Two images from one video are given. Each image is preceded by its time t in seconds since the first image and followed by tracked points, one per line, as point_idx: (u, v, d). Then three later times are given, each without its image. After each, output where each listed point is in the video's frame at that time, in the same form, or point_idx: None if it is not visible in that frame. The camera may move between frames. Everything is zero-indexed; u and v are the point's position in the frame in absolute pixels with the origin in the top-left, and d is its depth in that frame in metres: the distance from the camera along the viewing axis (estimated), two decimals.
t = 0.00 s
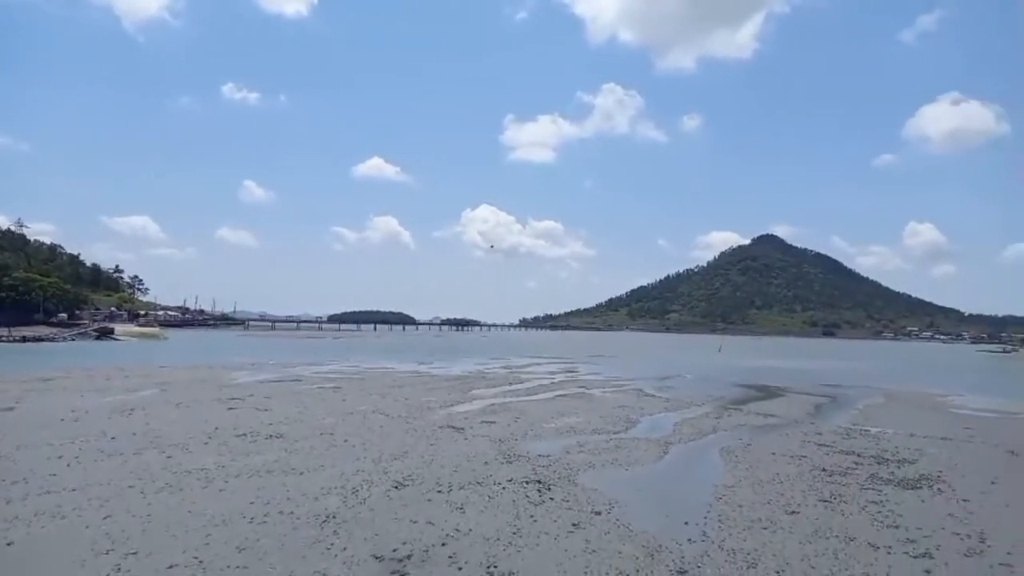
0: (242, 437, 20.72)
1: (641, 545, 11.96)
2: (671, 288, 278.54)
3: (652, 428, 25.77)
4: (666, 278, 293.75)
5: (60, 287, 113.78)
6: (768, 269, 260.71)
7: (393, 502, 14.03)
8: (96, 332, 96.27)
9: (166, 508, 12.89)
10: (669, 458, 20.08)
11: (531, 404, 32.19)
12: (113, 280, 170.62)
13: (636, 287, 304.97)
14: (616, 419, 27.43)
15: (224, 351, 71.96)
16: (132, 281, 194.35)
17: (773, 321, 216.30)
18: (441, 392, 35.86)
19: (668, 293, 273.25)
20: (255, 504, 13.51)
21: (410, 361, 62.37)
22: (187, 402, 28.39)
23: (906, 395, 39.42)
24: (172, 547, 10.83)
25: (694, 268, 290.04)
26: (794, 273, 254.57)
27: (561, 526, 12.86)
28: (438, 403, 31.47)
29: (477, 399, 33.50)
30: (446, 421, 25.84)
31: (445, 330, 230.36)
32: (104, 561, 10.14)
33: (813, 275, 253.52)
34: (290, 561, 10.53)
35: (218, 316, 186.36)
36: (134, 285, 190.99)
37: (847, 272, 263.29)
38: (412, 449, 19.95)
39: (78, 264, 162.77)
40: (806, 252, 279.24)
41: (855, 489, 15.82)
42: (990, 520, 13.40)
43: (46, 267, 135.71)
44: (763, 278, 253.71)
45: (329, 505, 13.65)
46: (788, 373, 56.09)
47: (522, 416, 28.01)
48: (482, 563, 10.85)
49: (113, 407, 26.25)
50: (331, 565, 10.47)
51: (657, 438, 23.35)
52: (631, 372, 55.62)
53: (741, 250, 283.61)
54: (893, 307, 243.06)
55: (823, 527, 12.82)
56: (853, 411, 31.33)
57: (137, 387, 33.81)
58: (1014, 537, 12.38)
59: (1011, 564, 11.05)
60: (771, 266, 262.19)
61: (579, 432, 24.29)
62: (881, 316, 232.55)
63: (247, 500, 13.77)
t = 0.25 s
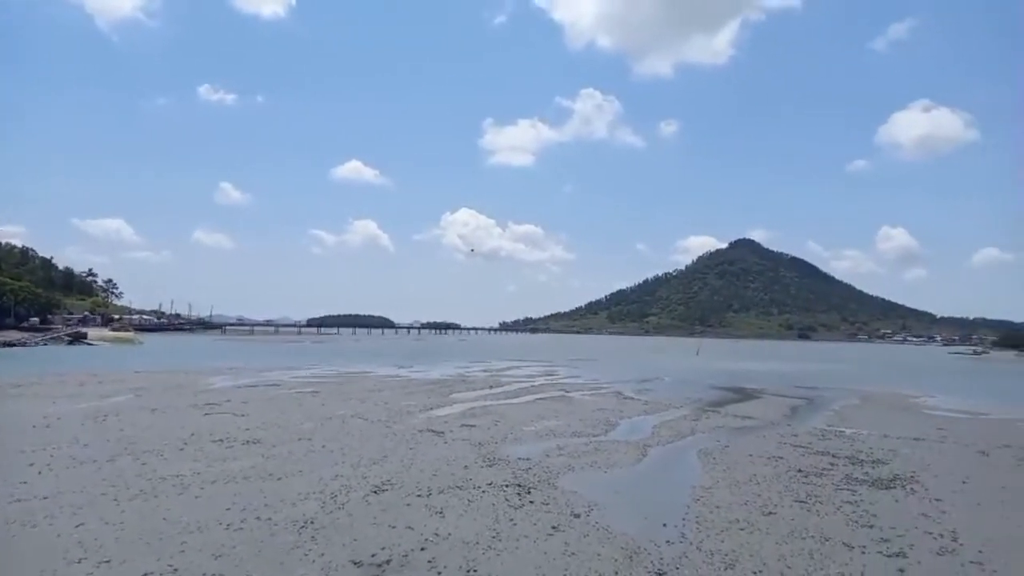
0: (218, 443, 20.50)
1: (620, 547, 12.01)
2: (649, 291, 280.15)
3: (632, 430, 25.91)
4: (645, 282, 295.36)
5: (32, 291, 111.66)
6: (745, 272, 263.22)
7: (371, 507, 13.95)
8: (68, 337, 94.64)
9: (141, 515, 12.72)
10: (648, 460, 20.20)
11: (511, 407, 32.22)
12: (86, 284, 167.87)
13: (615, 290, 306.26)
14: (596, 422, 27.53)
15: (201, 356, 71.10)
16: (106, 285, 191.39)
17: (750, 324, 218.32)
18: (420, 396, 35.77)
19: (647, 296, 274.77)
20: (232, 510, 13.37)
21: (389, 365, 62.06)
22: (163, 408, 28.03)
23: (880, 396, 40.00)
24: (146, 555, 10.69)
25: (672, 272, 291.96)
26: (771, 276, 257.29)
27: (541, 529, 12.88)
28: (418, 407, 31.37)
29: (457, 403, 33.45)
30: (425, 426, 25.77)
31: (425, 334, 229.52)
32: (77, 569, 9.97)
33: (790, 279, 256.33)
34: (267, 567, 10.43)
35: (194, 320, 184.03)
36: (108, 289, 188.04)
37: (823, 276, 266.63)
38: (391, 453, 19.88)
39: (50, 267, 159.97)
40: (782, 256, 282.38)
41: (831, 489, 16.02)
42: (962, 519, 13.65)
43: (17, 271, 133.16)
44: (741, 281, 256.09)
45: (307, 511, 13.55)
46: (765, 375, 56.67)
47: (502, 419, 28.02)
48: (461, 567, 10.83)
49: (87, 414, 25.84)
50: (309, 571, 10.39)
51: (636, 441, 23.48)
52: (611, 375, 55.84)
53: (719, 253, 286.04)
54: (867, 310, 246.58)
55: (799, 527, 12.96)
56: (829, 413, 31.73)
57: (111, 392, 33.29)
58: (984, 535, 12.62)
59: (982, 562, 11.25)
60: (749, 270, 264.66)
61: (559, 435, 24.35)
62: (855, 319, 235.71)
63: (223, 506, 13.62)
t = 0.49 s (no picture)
0: (199, 440, 20.33)
1: (603, 542, 12.06)
2: (633, 287, 281.30)
3: (615, 426, 26.04)
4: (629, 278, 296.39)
5: (8, 286, 110.04)
6: (728, 269, 264.97)
7: (354, 505, 13.90)
8: (46, 333, 93.42)
9: (121, 514, 12.60)
10: (631, 456, 20.31)
11: (495, 404, 32.24)
12: (64, 280, 165.69)
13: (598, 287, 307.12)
14: (579, 418, 27.61)
15: (181, 353, 70.44)
16: (84, 281, 188.96)
17: (733, 321, 219.87)
18: (404, 392, 35.70)
19: (630, 293, 275.85)
20: (213, 508, 13.26)
21: (373, 362, 61.87)
22: (143, 405, 27.76)
23: (860, 392, 40.46)
24: (126, 554, 10.59)
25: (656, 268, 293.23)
26: (753, 273, 259.19)
27: (524, 525, 12.90)
28: (402, 403, 31.30)
29: (441, 399, 33.41)
30: (409, 422, 25.73)
31: (408, 330, 228.93)
32: (55, 569, 9.85)
33: (771, 276, 258.35)
34: (249, 566, 10.37)
35: (175, 316, 182.23)
36: (87, 285, 185.72)
37: (804, 273, 269.02)
38: (375, 450, 19.82)
39: (27, 262, 157.70)
40: (764, 253, 284.48)
41: (811, 484, 16.18)
42: (938, 513, 13.84)
43: None
44: (723, 278, 257.76)
45: (289, 508, 13.47)
46: (747, 372, 57.09)
47: (486, 416, 28.03)
48: (445, 563, 10.82)
49: (65, 411, 25.52)
50: (292, 569, 10.34)
51: (619, 437, 23.59)
52: (594, 371, 56.04)
53: (701, 250, 287.62)
54: (847, 307, 249.18)
55: (780, 522, 13.09)
56: (810, 408, 32.05)
57: (90, 389, 32.89)
58: (961, 529, 12.81)
59: (958, 556, 11.41)
60: (731, 267, 266.42)
61: (543, 432, 24.41)
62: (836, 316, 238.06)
63: (205, 504, 13.53)
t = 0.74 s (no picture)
0: (172, 445, 20.04)
1: (579, 545, 12.07)
2: (611, 290, 282.59)
3: (592, 429, 26.09)
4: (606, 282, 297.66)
5: None
6: (704, 272, 267.22)
7: (330, 510, 13.78)
8: (14, 337, 91.61)
9: (90, 521, 12.37)
10: (608, 458, 20.37)
11: (472, 407, 32.18)
12: (33, 282, 162.62)
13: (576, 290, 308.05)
14: (556, 421, 27.65)
15: (154, 356, 69.41)
16: (54, 283, 185.53)
17: (709, 324, 221.74)
18: (381, 396, 35.49)
19: (608, 296, 277.11)
20: (184, 515, 13.08)
21: (349, 365, 61.44)
22: (114, 410, 27.30)
23: (832, 393, 41.01)
24: (95, 562, 10.41)
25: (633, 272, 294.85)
26: (729, 277, 261.71)
27: (500, 529, 12.88)
28: (378, 407, 31.12)
29: (418, 403, 33.23)
30: (385, 426, 25.58)
31: (385, 333, 227.89)
32: None
33: (747, 279, 260.89)
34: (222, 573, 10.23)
35: (148, 319, 179.59)
36: (57, 288, 182.38)
37: (779, 276, 272.16)
38: (351, 454, 19.67)
39: None
40: (740, 257, 287.36)
41: (784, 486, 16.36)
42: (909, 513, 14.07)
43: None
44: (700, 281, 259.87)
45: (263, 514, 13.32)
46: (723, 374, 57.58)
47: (463, 419, 27.95)
48: (421, 568, 10.76)
49: (33, 416, 25.02)
50: None
51: (596, 439, 23.66)
52: (572, 374, 56.17)
53: (678, 254, 289.76)
54: (821, 310, 252.48)
55: (754, 523, 13.20)
56: (784, 410, 32.43)
57: (59, 394, 32.28)
58: (930, 529, 13.04)
59: (927, 555, 11.61)
60: (707, 270, 268.74)
61: (521, 435, 24.41)
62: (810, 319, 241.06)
63: (176, 510, 13.33)
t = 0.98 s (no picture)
0: (144, 452, 19.75)
1: (558, 550, 12.09)
2: (590, 295, 283.65)
3: (571, 434, 26.16)
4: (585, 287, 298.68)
5: None
6: (682, 278, 269.16)
7: (306, 516, 13.67)
8: None
9: (59, 529, 12.15)
10: (586, 463, 20.43)
11: (451, 412, 32.12)
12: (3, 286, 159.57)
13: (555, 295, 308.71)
14: (535, 426, 27.68)
15: (127, 361, 68.34)
16: (24, 287, 182.00)
17: (687, 330, 223.28)
18: (359, 402, 35.28)
19: (587, 301, 277.99)
20: (157, 522, 12.89)
21: (327, 370, 61.00)
22: (86, 416, 26.84)
23: (808, 398, 41.46)
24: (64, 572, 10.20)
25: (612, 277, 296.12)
26: (707, 283, 263.86)
27: (479, 535, 12.87)
28: (356, 413, 30.90)
29: (396, 408, 33.06)
30: (363, 431, 25.43)
31: (364, 338, 226.57)
32: None
33: (724, 285, 263.18)
34: None
35: (122, 324, 176.85)
36: (27, 292, 179.01)
37: (755, 282, 274.89)
38: (328, 460, 19.54)
39: None
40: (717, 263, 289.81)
41: (760, 490, 16.52)
42: (881, 516, 14.28)
43: None
44: (678, 287, 261.67)
45: (238, 521, 13.16)
46: (700, 379, 57.98)
47: (441, 425, 27.87)
48: None
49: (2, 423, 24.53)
50: None
51: (575, 444, 23.73)
52: (551, 379, 56.22)
53: (657, 259, 291.62)
54: (796, 316, 255.38)
55: (730, 527, 13.31)
56: (760, 415, 32.74)
57: (28, 400, 31.65)
58: (901, 531, 13.24)
59: (899, 558, 11.78)
60: (686, 276, 270.68)
61: (499, 440, 24.40)
62: (786, 325, 243.52)
63: (148, 518, 13.14)
